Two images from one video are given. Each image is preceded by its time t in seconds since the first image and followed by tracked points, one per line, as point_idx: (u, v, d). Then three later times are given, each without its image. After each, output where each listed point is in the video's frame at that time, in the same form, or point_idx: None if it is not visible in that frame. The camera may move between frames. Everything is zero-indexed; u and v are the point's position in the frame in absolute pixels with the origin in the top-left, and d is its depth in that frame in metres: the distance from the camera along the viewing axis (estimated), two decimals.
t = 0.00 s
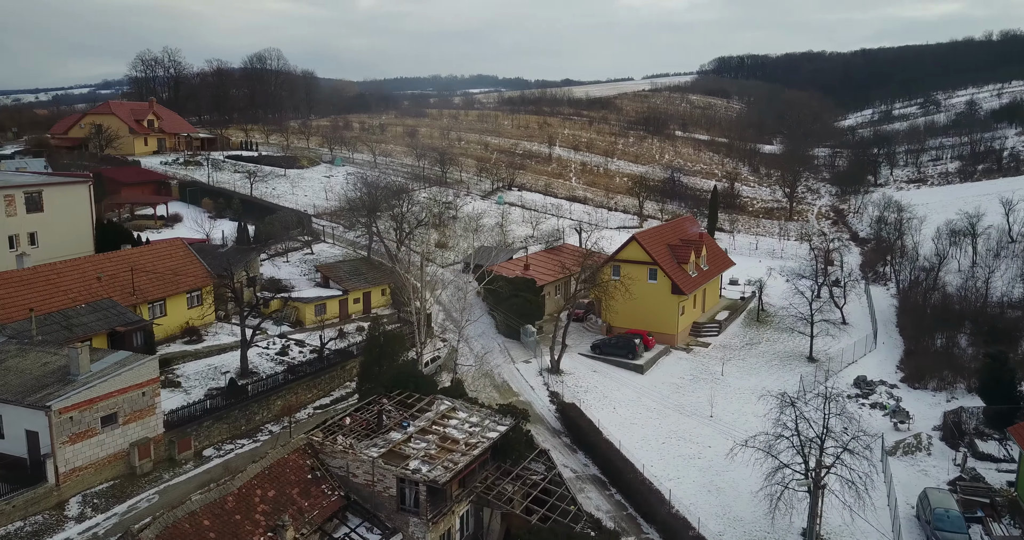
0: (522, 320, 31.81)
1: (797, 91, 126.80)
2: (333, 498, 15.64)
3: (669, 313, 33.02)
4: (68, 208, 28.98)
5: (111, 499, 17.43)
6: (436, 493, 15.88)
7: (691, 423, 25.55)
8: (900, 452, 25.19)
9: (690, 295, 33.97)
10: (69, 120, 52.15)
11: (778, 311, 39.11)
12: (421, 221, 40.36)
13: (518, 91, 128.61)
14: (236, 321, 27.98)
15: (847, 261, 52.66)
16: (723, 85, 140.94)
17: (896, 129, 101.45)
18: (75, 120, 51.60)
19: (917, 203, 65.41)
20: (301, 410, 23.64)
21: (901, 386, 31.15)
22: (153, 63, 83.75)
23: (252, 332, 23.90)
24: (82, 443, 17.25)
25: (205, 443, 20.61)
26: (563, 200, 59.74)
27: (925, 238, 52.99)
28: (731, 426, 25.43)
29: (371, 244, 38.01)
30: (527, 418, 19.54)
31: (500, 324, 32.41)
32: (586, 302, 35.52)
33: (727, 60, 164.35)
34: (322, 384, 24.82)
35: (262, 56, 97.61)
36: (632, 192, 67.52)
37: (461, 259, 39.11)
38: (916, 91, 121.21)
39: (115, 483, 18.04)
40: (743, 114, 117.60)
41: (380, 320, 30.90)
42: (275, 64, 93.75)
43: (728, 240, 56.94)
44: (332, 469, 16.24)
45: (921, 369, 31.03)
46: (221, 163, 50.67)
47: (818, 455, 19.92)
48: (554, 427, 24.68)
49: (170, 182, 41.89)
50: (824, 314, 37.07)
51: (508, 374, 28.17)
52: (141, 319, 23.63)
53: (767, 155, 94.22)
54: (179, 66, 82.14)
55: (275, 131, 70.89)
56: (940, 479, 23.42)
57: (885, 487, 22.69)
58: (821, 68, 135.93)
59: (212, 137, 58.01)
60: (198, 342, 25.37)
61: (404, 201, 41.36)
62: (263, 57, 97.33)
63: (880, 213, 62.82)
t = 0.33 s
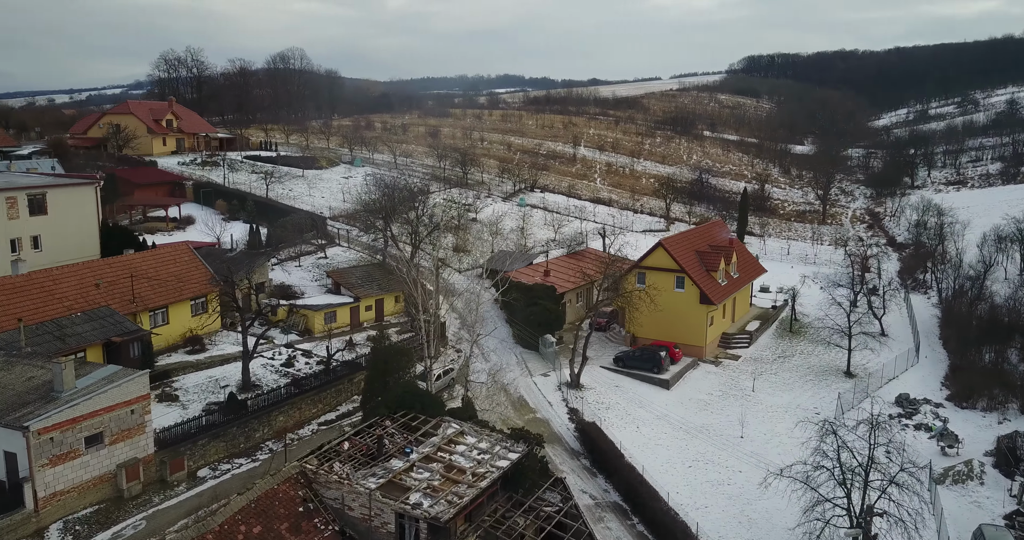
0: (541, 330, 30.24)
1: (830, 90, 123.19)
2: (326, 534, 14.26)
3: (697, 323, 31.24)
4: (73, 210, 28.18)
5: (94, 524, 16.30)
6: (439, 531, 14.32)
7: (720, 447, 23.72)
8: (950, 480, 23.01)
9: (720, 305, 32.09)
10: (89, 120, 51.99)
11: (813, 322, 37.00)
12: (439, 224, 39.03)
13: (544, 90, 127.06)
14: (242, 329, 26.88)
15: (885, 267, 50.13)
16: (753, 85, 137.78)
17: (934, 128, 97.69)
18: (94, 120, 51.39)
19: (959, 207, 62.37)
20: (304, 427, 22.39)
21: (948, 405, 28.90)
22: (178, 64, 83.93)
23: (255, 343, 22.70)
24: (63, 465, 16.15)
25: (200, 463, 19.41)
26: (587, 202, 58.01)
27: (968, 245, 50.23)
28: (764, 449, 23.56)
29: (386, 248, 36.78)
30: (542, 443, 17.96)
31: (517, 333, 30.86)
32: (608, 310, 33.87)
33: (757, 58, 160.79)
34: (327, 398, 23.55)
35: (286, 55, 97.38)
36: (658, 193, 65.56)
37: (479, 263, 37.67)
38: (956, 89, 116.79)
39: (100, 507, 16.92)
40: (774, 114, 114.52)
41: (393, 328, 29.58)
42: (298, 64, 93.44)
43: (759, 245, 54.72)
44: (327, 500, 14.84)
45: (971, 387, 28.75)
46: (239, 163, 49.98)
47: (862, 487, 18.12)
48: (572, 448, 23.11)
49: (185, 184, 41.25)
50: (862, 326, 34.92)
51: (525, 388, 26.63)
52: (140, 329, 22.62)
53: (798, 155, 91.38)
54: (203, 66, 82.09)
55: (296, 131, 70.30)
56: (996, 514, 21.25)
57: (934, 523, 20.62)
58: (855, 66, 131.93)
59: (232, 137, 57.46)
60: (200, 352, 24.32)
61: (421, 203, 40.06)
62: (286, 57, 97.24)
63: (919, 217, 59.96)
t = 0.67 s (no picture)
0: (562, 341, 28.67)
1: (865, 88, 119.31)
2: None
3: (728, 336, 29.38)
4: (79, 212, 27.37)
5: None
6: None
7: (752, 472, 21.89)
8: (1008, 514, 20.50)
9: (753, 316, 30.15)
10: (110, 119, 51.77)
11: (852, 334, 34.75)
12: (457, 227, 37.68)
13: (571, 90, 125.13)
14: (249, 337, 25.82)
15: (927, 274, 47.51)
16: (786, 84, 134.28)
17: (977, 127, 93.71)
18: (115, 119, 51.15)
19: (1006, 211, 59.18)
20: (307, 445, 21.15)
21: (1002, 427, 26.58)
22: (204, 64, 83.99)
23: (258, 356, 21.52)
24: (40, 491, 15.06)
25: (193, 485, 18.22)
26: (613, 204, 56.22)
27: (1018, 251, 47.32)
28: (800, 477, 21.71)
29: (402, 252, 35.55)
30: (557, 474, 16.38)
31: (536, 344, 29.28)
32: (633, 320, 32.16)
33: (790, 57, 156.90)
34: (332, 414, 22.30)
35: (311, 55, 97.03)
36: (687, 195, 63.47)
37: (498, 268, 36.19)
38: (999, 87, 112.13)
39: (81, 535, 15.81)
40: (808, 113, 111.10)
41: (406, 337, 28.29)
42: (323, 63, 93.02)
43: (793, 250, 52.36)
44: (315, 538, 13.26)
45: None
46: (257, 163, 49.23)
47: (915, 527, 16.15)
48: (591, 472, 21.44)
49: (202, 184, 40.64)
50: (906, 340, 32.61)
51: (543, 405, 25.05)
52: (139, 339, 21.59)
53: (834, 156, 88.26)
54: (228, 66, 81.97)
55: (318, 130, 69.61)
56: None
57: None
58: (893, 63, 127.63)
59: (253, 136, 56.88)
60: (202, 363, 23.27)
61: (439, 205, 38.74)
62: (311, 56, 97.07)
63: (964, 221, 56.95)
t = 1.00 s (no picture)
0: (568, 355, 27.18)
1: (882, 89, 116.85)
2: None
3: (744, 350, 27.73)
4: (64, 218, 26.23)
5: None
6: None
7: (772, 503, 20.24)
8: None
9: (771, 329, 28.50)
10: (110, 121, 50.78)
11: (875, 348, 33.00)
12: (461, 233, 36.26)
13: (581, 93, 123.40)
14: (238, 352, 24.51)
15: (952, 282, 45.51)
16: (800, 85, 132.01)
17: (999, 126, 91.12)
18: (115, 122, 50.16)
19: None
20: (293, 470, 19.80)
21: None
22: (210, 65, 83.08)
23: (242, 374, 20.21)
24: None
25: (165, 517, 16.90)
26: (624, 208, 54.61)
27: None
28: (825, 508, 20.04)
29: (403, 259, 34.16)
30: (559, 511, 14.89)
31: (541, 358, 27.79)
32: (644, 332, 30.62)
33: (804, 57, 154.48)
34: (321, 436, 20.93)
35: (318, 57, 95.96)
36: (700, 199, 61.73)
37: (503, 277, 34.71)
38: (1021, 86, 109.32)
39: None
40: (823, 114, 108.89)
41: (404, 350, 26.89)
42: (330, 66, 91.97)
43: (810, 256, 50.52)
44: None
45: None
46: (259, 167, 48.08)
47: None
48: (598, 501, 19.88)
49: (199, 188, 39.46)
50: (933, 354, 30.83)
51: (548, 425, 23.59)
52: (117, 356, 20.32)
53: (850, 158, 86.12)
54: (233, 67, 81.00)
55: (323, 132, 68.49)
56: None
57: None
58: (910, 63, 124.97)
59: (256, 139, 55.77)
60: (184, 380, 22.01)
61: (442, 209, 37.33)
62: (319, 58, 96.23)
63: (988, 225, 54.81)
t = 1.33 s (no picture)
0: (575, 369, 25.75)
1: (897, 88, 114.59)
2: None
3: (761, 364, 26.22)
4: (45, 224, 25.05)
5: None
6: None
7: (793, 534, 18.74)
8: None
9: (789, 342, 26.97)
10: (108, 122, 49.70)
11: (899, 361, 31.37)
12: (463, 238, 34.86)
13: (589, 93, 121.86)
14: (226, 366, 23.24)
15: (975, 288, 43.67)
16: (813, 85, 129.88)
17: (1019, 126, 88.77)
18: (113, 122, 49.08)
19: None
20: (277, 497, 18.48)
21: None
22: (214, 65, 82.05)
23: (225, 392, 18.95)
24: None
25: None
26: (634, 210, 53.06)
27: None
28: None
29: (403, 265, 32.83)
30: None
31: (546, 372, 26.36)
32: (654, 344, 29.14)
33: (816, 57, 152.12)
34: (308, 459, 19.60)
35: (324, 56, 94.85)
36: (712, 200, 60.09)
37: (507, 284, 33.34)
38: None
39: None
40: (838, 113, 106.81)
41: (401, 363, 25.54)
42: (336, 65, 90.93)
43: (826, 261, 48.81)
44: None
45: None
46: (259, 168, 46.90)
47: None
48: (606, 532, 18.37)
49: (195, 191, 38.30)
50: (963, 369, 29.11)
51: (552, 446, 22.17)
52: (92, 372, 19.07)
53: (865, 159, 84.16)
54: (237, 67, 80.00)
55: (327, 132, 67.36)
56: None
57: None
58: (926, 61, 122.55)
59: (258, 139, 54.62)
60: (165, 397, 20.78)
61: (445, 213, 35.93)
62: (325, 58, 95.19)
63: (1011, 229, 52.86)
